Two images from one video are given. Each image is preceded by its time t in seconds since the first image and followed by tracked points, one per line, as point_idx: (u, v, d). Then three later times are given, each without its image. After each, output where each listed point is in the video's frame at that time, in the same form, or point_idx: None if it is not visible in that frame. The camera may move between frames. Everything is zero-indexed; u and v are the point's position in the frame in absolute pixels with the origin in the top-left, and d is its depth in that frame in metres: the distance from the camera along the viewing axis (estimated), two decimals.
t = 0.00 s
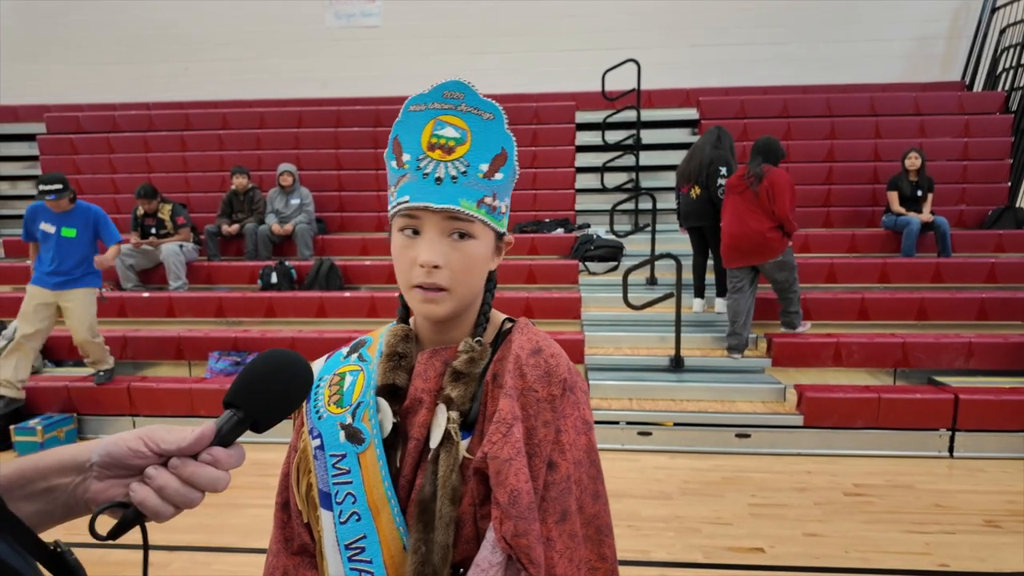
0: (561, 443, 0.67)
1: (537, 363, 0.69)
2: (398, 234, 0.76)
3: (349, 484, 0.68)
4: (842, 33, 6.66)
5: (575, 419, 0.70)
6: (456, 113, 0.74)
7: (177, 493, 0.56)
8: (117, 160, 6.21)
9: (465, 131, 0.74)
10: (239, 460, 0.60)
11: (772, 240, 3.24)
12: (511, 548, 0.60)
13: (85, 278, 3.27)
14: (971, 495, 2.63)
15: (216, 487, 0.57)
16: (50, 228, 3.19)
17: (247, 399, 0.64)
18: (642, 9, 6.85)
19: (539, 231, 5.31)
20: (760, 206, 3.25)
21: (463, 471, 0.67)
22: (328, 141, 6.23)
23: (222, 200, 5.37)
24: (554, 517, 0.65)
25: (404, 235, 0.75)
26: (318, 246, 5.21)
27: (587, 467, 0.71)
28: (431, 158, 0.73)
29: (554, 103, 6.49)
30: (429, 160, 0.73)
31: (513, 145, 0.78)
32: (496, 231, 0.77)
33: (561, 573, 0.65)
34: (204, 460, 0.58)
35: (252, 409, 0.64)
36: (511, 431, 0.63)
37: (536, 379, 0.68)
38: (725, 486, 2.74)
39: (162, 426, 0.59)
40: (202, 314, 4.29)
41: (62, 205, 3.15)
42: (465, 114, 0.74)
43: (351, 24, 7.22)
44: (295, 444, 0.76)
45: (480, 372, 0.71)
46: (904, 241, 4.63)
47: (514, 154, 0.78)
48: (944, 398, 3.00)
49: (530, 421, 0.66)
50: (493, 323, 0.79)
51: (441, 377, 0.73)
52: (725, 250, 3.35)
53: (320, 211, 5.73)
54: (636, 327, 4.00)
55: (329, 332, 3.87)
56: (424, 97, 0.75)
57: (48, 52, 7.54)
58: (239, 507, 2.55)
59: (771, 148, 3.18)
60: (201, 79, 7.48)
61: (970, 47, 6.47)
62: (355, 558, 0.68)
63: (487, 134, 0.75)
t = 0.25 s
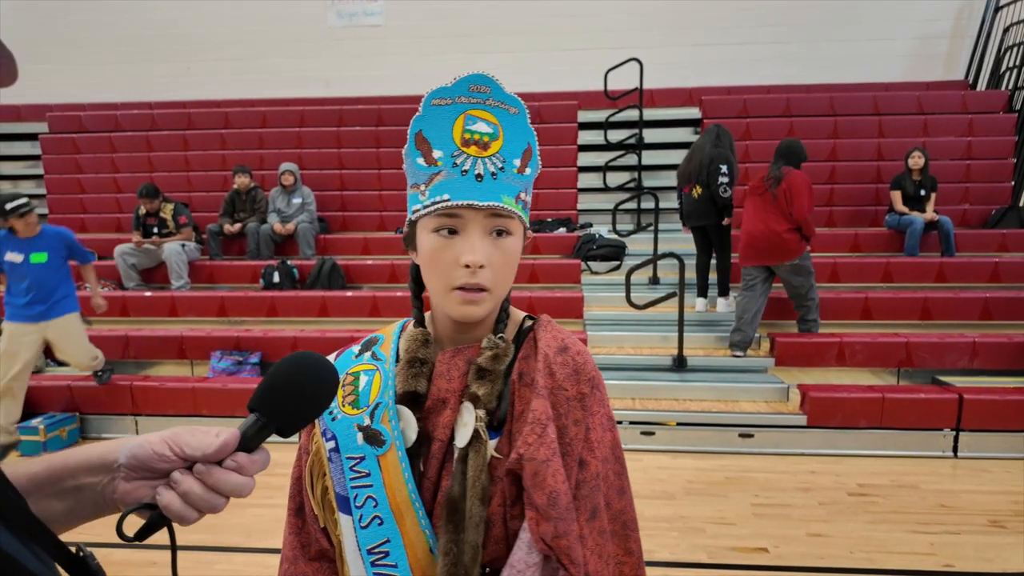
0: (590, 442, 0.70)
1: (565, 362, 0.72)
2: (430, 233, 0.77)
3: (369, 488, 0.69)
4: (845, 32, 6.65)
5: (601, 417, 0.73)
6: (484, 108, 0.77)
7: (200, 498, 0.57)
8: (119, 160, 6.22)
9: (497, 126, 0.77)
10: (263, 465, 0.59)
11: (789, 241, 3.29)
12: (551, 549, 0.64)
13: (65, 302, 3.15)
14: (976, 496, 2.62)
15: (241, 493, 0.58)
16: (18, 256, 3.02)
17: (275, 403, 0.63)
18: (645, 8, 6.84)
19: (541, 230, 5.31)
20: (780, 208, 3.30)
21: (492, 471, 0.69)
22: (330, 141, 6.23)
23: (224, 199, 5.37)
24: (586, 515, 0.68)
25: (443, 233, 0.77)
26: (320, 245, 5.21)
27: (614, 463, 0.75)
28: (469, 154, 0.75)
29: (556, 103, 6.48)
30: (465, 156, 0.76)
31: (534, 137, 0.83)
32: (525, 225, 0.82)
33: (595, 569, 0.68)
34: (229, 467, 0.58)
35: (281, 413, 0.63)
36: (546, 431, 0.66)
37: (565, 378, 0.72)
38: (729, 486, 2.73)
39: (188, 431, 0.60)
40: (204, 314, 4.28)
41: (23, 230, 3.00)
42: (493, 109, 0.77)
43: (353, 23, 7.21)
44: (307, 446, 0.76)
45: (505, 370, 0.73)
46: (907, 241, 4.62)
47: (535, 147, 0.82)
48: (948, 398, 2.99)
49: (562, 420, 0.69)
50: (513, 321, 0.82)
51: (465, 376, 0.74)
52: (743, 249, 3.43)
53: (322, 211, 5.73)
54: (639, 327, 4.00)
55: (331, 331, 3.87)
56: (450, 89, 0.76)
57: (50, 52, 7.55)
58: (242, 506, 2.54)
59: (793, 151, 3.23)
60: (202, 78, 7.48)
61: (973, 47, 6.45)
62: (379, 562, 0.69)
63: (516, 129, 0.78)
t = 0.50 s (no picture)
0: (610, 448, 0.72)
1: (586, 369, 0.74)
2: (450, 236, 0.76)
3: (382, 494, 0.70)
4: (846, 31, 6.64)
5: (619, 424, 0.75)
6: (503, 105, 0.77)
7: (227, 513, 0.56)
8: (119, 159, 6.22)
9: (515, 125, 0.77)
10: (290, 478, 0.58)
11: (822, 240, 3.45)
12: (579, 559, 0.66)
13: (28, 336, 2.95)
14: (978, 496, 2.61)
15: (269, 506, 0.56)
16: None
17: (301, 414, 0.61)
18: (645, 7, 6.82)
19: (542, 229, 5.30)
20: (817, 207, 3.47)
21: (513, 478, 0.71)
22: (330, 140, 6.22)
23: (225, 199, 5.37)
24: (608, 520, 0.71)
25: (464, 237, 0.76)
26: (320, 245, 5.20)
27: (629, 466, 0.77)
28: (490, 153, 0.75)
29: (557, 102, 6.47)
30: (486, 156, 0.75)
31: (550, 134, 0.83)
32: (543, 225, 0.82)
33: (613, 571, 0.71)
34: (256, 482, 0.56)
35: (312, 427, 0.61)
36: (573, 442, 0.67)
37: (587, 385, 0.73)
38: (730, 485, 2.72)
39: (217, 444, 0.59)
40: (205, 313, 4.28)
41: None
42: (511, 106, 0.77)
43: (353, 22, 7.20)
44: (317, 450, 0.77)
45: (523, 375, 0.73)
46: (909, 240, 4.61)
47: (551, 145, 0.83)
48: (950, 397, 2.98)
49: (584, 428, 0.71)
50: (529, 324, 0.81)
51: (481, 381, 0.75)
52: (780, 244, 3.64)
53: (323, 210, 5.73)
54: (640, 326, 3.99)
55: (332, 331, 3.86)
56: (467, 88, 0.76)
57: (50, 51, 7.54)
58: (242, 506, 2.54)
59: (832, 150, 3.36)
60: (202, 77, 7.47)
61: (975, 46, 6.44)
62: (392, 567, 0.70)
63: (534, 127, 0.79)
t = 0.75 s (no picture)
0: (593, 439, 0.67)
1: (568, 361, 0.70)
2: (430, 232, 0.73)
3: (364, 487, 0.67)
4: (847, 30, 6.63)
5: (603, 415, 0.70)
6: (481, 99, 0.73)
7: (237, 513, 0.55)
8: (119, 158, 6.22)
9: (495, 119, 0.74)
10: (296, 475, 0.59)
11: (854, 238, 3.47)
12: (558, 548, 0.61)
13: None
14: (980, 495, 2.61)
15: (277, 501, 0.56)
16: None
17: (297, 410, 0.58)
18: (646, 6, 6.81)
19: (542, 229, 5.30)
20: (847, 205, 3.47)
21: (494, 470, 0.67)
22: (330, 139, 6.21)
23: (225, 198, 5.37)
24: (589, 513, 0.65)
25: (445, 234, 0.73)
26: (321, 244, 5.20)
27: (614, 460, 0.71)
28: (469, 149, 0.72)
29: (557, 101, 6.47)
30: (464, 151, 0.72)
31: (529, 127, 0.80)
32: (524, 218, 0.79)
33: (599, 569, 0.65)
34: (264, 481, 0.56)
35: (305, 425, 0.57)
36: (553, 432, 0.64)
37: (568, 377, 0.69)
38: (731, 485, 2.72)
39: (211, 434, 0.60)
40: (205, 313, 4.27)
41: None
42: (490, 100, 0.74)
43: (353, 21, 7.19)
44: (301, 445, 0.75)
45: (506, 369, 0.70)
46: (910, 240, 4.60)
47: (532, 139, 0.80)
48: (951, 397, 2.97)
49: (566, 418, 0.66)
50: (513, 319, 0.79)
51: (465, 374, 0.71)
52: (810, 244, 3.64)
53: (323, 210, 5.72)
54: (640, 325, 3.98)
55: (332, 330, 3.86)
56: (444, 82, 0.73)
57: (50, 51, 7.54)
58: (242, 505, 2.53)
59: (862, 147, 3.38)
60: (203, 77, 7.47)
61: (975, 45, 6.43)
62: (373, 563, 0.66)
63: (514, 120, 0.75)
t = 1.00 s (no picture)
0: (552, 425, 0.64)
1: (525, 347, 0.67)
2: (385, 226, 0.73)
3: (334, 478, 0.67)
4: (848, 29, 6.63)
5: (565, 400, 0.67)
6: (430, 94, 0.72)
7: (239, 510, 0.53)
8: (119, 157, 6.21)
9: (444, 112, 0.73)
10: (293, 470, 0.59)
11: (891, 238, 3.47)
12: (509, 534, 0.57)
13: None
14: (981, 493, 2.61)
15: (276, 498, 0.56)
16: None
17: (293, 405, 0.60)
18: (646, 4, 6.81)
19: (543, 227, 5.31)
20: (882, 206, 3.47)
21: (455, 458, 0.64)
22: (331, 138, 6.21)
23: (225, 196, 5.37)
24: (547, 499, 0.61)
25: (400, 228, 0.72)
26: (321, 243, 5.20)
27: (578, 446, 0.67)
28: (418, 142, 0.71)
29: (558, 100, 6.47)
30: (413, 145, 0.71)
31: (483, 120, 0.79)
32: (482, 210, 0.78)
33: (560, 559, 0.61)
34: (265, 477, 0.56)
35: (303, 417, 0.60)
36: (504, 418, 0.61)
37: (525, 363, 0.66)
38: (732, 483, 2.72)
39: (210, 423, 0.69)
40: (206, 311, 4.27)
41: None
42: (438, 93, 0.72)
43: (353, 20, 7.18)
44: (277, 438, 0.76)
45: (468, 358, 0.69)
46: (911, 238, 4.61)
47: (485, 132, 0.79)
48: (952, 395, 2.97)
49: (521, 405, 0.63)
50: (476, 309, 0.76)
51: (428, 367, 0.71)
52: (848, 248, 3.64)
53: (323, 208, 5.72)
54: (641, 324, 3.98)
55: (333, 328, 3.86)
56: (392, 78, 0.72)
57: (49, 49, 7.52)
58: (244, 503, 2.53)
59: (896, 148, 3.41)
60: (203, 75, 7.46)
61: (976, 43, 6.43)
62: (345, 552, 0.66)
63: (464, 113, 0.74)
